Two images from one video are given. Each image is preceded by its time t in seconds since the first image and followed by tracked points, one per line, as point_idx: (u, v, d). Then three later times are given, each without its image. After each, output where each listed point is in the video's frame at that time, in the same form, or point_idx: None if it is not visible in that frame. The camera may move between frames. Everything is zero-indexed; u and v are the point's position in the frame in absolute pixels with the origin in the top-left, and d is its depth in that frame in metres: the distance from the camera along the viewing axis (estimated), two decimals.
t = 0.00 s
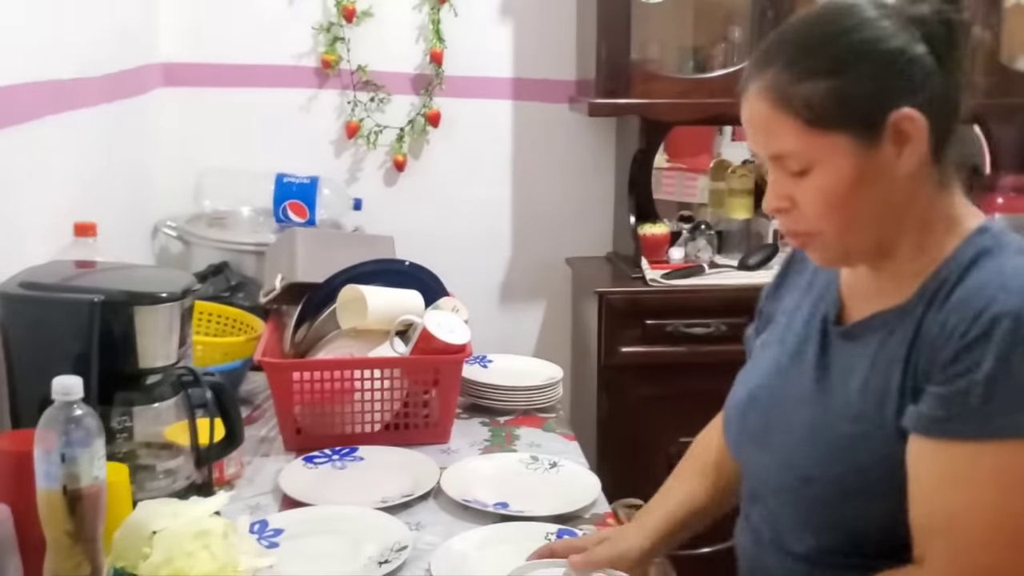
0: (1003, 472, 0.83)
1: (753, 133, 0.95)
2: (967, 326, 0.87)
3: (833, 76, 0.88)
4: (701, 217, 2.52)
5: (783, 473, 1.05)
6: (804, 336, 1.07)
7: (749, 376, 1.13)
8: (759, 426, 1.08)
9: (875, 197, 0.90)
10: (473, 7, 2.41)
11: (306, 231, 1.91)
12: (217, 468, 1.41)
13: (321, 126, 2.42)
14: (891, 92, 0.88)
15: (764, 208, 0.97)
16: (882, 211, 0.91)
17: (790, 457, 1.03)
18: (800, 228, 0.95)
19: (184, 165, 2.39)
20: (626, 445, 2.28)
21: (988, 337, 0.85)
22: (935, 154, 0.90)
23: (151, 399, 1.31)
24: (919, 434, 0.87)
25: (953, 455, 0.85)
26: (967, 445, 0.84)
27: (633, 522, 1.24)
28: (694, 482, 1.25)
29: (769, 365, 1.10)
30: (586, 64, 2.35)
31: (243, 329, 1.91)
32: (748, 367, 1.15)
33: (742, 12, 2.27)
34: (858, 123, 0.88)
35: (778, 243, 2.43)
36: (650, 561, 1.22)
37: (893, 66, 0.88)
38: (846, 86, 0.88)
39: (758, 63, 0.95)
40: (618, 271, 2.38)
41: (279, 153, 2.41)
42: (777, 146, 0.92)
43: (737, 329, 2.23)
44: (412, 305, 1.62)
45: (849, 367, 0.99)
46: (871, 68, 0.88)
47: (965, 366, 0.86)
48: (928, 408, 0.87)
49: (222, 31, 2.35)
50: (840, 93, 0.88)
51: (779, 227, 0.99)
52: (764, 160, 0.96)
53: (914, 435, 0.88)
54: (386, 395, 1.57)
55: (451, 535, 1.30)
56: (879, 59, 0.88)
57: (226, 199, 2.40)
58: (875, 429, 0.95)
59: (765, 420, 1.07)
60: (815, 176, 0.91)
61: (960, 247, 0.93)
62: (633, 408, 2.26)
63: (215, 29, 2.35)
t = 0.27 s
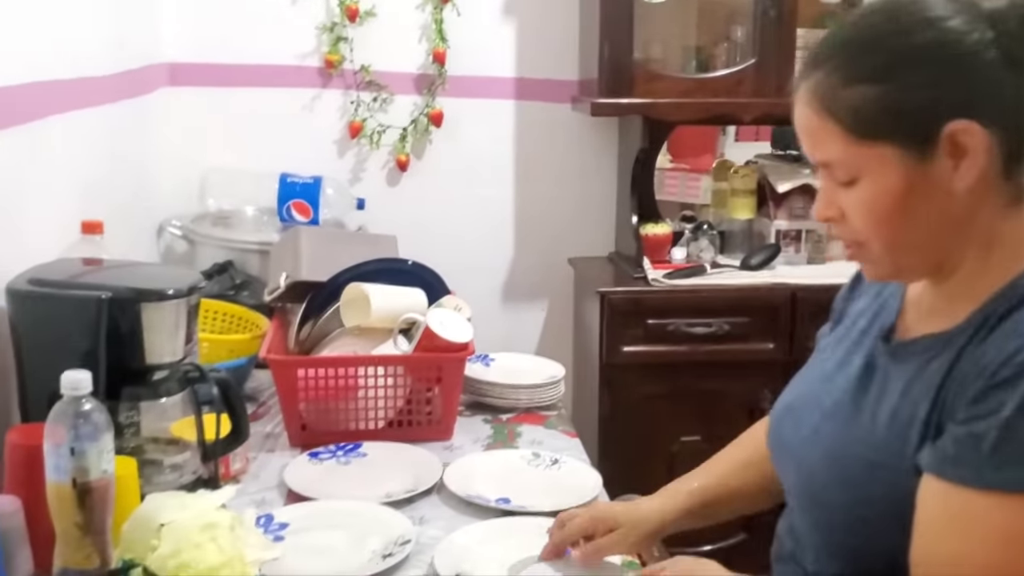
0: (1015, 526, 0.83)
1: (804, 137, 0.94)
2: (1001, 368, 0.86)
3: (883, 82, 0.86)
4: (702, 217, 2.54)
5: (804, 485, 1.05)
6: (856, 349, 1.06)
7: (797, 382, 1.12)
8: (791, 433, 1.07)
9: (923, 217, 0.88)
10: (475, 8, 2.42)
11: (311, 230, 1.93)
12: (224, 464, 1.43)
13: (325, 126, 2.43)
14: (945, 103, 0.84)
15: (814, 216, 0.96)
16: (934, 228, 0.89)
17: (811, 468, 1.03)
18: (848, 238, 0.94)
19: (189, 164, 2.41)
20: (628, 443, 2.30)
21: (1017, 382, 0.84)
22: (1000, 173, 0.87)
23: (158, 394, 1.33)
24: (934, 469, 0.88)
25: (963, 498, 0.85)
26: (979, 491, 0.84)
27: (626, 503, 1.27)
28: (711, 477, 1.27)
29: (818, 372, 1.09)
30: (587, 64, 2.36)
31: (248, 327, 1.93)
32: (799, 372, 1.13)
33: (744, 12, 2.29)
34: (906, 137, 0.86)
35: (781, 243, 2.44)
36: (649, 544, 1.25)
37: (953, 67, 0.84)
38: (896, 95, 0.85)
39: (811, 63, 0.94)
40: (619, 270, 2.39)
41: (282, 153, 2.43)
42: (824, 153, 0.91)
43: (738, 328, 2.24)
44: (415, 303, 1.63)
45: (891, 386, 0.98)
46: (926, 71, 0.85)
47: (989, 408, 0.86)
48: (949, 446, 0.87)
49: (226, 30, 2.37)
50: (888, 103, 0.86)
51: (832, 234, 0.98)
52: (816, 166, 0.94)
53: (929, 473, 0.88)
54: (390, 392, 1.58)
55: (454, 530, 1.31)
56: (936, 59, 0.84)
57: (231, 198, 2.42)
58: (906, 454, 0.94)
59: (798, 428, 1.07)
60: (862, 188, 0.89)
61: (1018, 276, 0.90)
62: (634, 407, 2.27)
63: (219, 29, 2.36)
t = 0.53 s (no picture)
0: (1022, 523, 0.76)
1: (843, 117, 0.88)
2: None
3: (925, 68, 0.80)
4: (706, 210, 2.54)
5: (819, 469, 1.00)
6: (883, 334, 0.99)
7: (820, 367, 1.06)
8: (809, 416, 1.03)
9: (959, 204, 0.82)
10: None
11: (316, 218, 1.93)
12: (229, 449, 1.42)
13: (330, 115, 2.43)
14: (986, 88, 0.78)
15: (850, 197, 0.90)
16: (966, 217, 0.83)
17: (827, 451, 0.98)
18: (884, 223, 0.88)
19: (195, 151, 2.40)
20: (630, 435, 2.30)
21: None
22: None
23: (164, 377, 1.34)
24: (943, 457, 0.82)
25: (971, 491, 0.79)
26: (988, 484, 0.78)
27: (617, 483, 1.23)
28: (724, 452, 1.20)
29: (844, 360, 1.03)
30: (593, 56, 2.36)
31: (253, 315, 1.93)
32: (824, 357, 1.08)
33: (752, 7, 2.29)
34: (946, 123, 0.80)
35: (784, 237, 2.45)
36: (642, 521, 1.21)
37: (999, 53, 0.78)
38: (939, 80, 0.79)
39: (856, 42, 0.88)
40: (623, 262, 2.39)
41: (287, 142, 2.43)
42: (863, 135, 0.85)
43: (741, 321, 2.24)
44: (421, 292, 1.63)
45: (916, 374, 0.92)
46: (971, 56, 0.78)
47: (1010, 400, 0.79)
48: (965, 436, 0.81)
49: (232, 18, 2.36)
50: (930, 89, 0.80)
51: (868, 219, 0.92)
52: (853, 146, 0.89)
53: (944, 460, 0.82)
54: (395, 379, 1.58)
55: (459, 516, 1.31)
56: (980, 45, 0.78)
57: (236, 186, 2.43)
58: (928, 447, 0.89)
59: (816, 413, 1.02)
60: (899, 172, 0.83)
61: None
62: (637, 399, 2.27)
63: (225, 17, 2.36)
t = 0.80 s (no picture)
0: (1010, 485, 0.75)
1: (836, 111, 0.88)
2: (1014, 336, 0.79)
3: (921, 64, 0.80)
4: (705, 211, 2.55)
5: (808, 453, 0.99)
6: (869, 323, 0.99)
7: (807, 358, 1.05)
8: (796, 404, 1.02)
9: (950, 192, 0.81)
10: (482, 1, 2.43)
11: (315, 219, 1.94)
12: (228, 450, 1.43)
13: (330, 117, 2.44)
14: (977, 82, 0.78)
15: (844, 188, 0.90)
16: (955, 210, 0.82)
17: (815, 437, 0.97)
18: (876, 214, 0.87)
19: (196, 153, 2.42)
20: (628, 435, 2.31)
21: None
22: None
23: (164, 379, 1.35)
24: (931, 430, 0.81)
25: (960, 455, 0.77)
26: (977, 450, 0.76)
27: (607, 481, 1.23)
28: (715, 448, 1.19)
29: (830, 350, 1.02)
30: (592, 58, 2.37)
31: (254, 316, 1.94)
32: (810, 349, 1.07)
33: (749, 9, 2.30)
34: (939, 115, 0.79)
35: (782, 238, 2.46)
36: (629, 518, 1.21)
37: (993, 53, 0.78)
38: (933, 76, 0.79)
39: (851, 40, 0.88)
40: (622, 263, 2.40)
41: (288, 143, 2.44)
42: (857, 128, 0.85)
43: (739, 322, 2.25)
44: (419, 293, 1.65)
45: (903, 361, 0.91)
46: (966, 56, 0.78)
47: (999, 373, 0.78)
48: (953, 406, 0.79)
49: (233, 21, 2.37)
50: (926, 82, 0.79)
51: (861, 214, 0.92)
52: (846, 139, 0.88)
53: (932, 432, 0.80)
54: (393, 380, 1.59)
55: (455, 516, 1.32)
56: (975, 49, 0.78)
57: (236, 187, 2.43)
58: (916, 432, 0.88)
59: (804, 401, 1.01)
60: (891, 164, 0.83)
61: None
62: (635, 399, 2.28)
63: (226, 20, 2.37)
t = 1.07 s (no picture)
0: (990, 460, 0.77)
1: (812, 111, 0.89)
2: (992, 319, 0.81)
3: (897, 61, 0.81)
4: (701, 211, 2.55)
5: (792, 445, 0.99)
6: (846, 317, 1.00)
7: (786, 354, 1.06)
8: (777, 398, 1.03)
9: (927, 185, 0.83)
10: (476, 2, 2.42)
11: (310, 221, 1.93)
12: (221, 454, 1.43)
13: (325, 119, 2.44)
14: (953, 76, 0.80)
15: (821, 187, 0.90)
16: (931, 202, 0.84)
17: (801, 429, 0.98)
18: (854, 211, 0.88)
19: (191, 156, 2.41)
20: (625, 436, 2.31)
21: (1007, 330, 0.79)
22: (1004, 142, 0.82)
23: (157, 383, 1.34)
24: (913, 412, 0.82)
25: (942, 433, 0.79)
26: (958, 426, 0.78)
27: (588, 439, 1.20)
28: (697, 428, 1.19)
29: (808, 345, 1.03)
30: (587, 59, 2.37)
31: (249, 319, 1.94)
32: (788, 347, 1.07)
33: (743, 8, 2.28)
34: (917, 109, 0.81)
35: (778, 237, 2.45)
36: (608, 479, 1.17)
37: (965, 53, 0.79)
38: (911, 73, 0.80)
39: (825, 42, 0.89)
40: (618, 264, 2.39)
41: (283, 146, 2.44)
42: (834, 127, 0.86)
43: (735, 322, 2.25)
44: (414, 296, 1.64)
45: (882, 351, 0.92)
46: (941, 54, 0.80)
47: (977, 352, 0.80)
48: (935, 387, 0.80)
49: (227, 23, 2.37)
50: (902, 79, 0.81)
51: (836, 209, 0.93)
52: (823, 138, 0.89)
53: (913, 413, 0.82)
54: (388, 383, 1.59)
55: (450, 520, 1.32)
56: (948, 48, 0.80)
57: (231, 189, 2.42)
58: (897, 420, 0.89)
59: (785, 395, 1.01)
60: (869, 161, 0.84)
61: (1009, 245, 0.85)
62: (632, 400, 2.28)
63: (220, 22, 2.36)
